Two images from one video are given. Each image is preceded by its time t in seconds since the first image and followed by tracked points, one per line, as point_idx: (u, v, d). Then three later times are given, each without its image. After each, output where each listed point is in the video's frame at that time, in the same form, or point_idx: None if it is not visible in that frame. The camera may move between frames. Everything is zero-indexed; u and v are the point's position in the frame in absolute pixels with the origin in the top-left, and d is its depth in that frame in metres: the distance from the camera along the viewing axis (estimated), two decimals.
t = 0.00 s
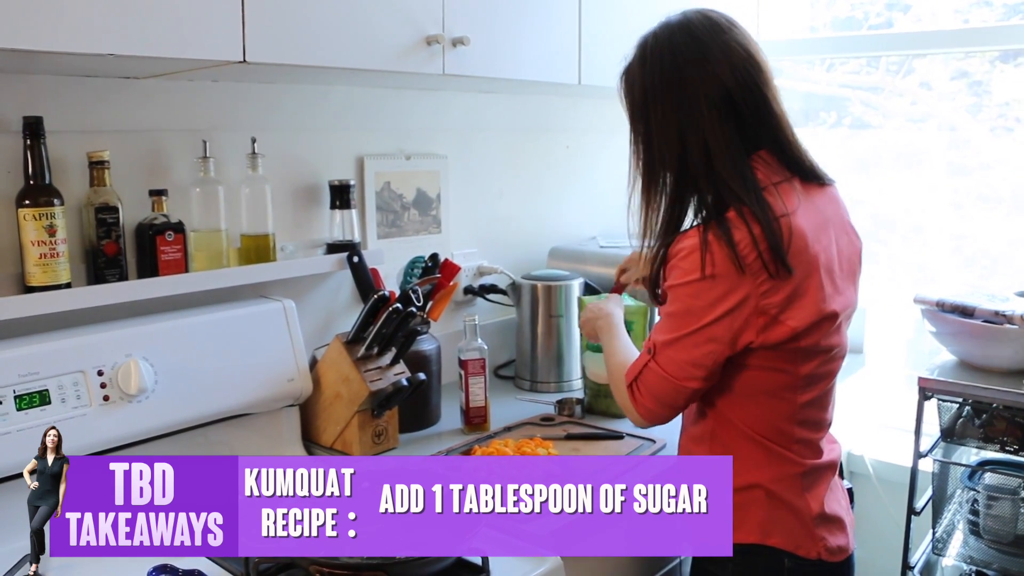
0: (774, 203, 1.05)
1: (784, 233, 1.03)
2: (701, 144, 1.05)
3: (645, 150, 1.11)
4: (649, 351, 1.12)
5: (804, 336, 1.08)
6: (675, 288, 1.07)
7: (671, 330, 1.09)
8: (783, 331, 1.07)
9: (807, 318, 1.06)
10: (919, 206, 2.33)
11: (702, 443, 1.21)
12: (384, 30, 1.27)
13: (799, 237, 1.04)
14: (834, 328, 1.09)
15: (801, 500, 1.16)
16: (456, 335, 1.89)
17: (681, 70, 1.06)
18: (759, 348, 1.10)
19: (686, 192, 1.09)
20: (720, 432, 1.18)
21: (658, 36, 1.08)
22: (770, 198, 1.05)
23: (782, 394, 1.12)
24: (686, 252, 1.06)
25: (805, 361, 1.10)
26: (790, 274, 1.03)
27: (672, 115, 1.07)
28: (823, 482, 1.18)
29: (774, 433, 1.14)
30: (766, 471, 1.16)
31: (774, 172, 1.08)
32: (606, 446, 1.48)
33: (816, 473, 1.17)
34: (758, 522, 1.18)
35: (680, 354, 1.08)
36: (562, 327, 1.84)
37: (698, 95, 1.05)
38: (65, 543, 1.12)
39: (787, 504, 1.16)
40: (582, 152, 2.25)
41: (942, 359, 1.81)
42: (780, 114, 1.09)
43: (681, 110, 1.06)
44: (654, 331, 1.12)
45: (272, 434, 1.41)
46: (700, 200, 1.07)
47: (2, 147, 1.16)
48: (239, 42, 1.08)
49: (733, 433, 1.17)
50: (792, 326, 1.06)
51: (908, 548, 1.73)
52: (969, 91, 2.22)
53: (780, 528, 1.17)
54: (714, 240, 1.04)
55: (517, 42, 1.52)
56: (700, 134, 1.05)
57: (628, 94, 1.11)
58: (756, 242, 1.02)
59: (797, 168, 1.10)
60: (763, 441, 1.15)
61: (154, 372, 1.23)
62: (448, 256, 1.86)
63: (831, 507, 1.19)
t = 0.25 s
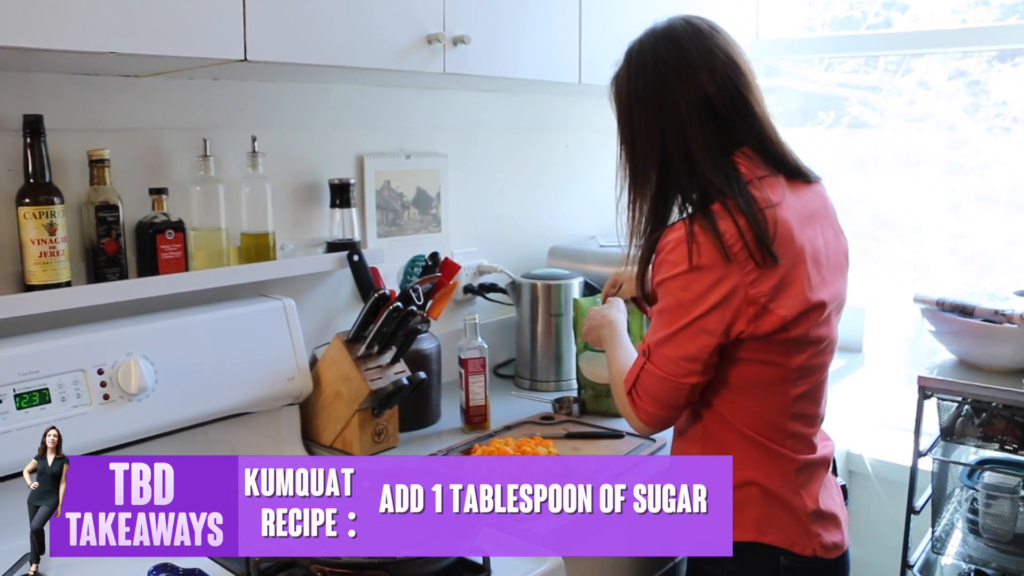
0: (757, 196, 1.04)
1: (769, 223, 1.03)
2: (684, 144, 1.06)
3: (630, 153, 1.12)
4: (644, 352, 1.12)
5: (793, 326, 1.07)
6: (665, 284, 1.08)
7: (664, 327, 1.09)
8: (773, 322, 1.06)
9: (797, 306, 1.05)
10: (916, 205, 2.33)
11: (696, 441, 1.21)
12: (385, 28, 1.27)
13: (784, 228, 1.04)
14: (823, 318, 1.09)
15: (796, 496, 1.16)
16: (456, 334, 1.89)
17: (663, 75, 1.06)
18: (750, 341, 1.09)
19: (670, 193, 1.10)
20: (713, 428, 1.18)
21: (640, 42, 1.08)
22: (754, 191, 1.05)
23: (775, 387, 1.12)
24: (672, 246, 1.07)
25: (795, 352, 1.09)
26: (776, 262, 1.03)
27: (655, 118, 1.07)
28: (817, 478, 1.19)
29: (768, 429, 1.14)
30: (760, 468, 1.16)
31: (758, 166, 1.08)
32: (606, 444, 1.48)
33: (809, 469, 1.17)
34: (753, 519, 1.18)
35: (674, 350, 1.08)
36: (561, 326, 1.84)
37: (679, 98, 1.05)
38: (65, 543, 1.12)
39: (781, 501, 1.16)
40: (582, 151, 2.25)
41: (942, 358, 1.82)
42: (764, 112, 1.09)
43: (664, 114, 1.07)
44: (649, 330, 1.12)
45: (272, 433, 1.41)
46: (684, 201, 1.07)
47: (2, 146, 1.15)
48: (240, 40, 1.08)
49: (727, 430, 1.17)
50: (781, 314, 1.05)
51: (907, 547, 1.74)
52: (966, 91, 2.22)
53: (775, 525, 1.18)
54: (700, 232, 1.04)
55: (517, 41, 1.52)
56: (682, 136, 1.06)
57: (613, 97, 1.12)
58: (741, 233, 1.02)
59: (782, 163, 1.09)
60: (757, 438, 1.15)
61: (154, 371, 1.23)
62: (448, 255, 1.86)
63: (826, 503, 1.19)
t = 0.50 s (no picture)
0: (742, 196, 1.04)
1: (754, 221, 1.03)
2: (670, 147, 1.06)
3: (616, 157, 1.12)
4: (638, 354, 1.13)
5: (781, 324, 1.07)
6: (654, 286, 1.08)
7: (654, 329, 1.10)
8: (762, 321, 1.06)
9: (785, 304, 1.05)
10: (914, 206, 2.33)
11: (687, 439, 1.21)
12: (387, 27, 1.27)
13: (770, 226, 1.04)
14: (811, 316, 1.08)
15: (787, 495, 1.16)
16: (456, 333, 1.89)
17: (648, 80, 1.07)
18: (740, 339, 1.09)
19: (656, 196, 1.11)
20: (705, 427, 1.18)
21: (627, 46, 1.09)
22: (738, 190, 1.05)
23: (765, 386, 1.12)
24: (659, 247, 1.07)
25: (784, 350, 1.09)
26: (763, 260, 1.03)
27: (639, 122, 1.08)
28: (808, 476, 1.19)
29: (758, 428, 1.14)
30: (751, 468, 1.16)
31: (743, 166, 1.08)
32: (606, 443, 1.49)
33: (801, 468, 1.18)
34: (745, 518, 1.19)
35: (666, 352, 1.09)
36: (561, 325, 1.84)
37: (664, 102, 1.06)
38: (65, 543, 1.13)
39: (773, 500, 1.17)
40: (582, 151, 2.25)
41: (941, 359, 1.82)
42: (749, 113, 1.09)
43: (649, 117, 1.07)
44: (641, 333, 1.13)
45: (272, 431, 1.41)
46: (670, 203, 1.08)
47: (3, 143, 1.15)
48: (242, 38, 1.07)
49: (718, 430, 1.17)
50: (769, 312, 1.05)
51: (906, 547, 1.74)
52: (964, 92, 2.22)
53: (766, 524, 1.18)
54: (686, 233, 1.04)
55: (519, 40, 1.52)
56: (666, 139, 1.06)
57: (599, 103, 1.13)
58: (727, 232, 1.02)
59: (768, 163, 1.09)
60: (748, 437, 1.15)
61: (154, 370, 1.23)
62: (448, 254, 1.86)
63: (817, 502, 1.19)
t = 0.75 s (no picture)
0: (732, 196, 1.04)
1: (744, 221, 1.03)
2: (660, 148, 1.07)
3: (606, 158, 1.13)
4: (630, 355, 1.13)
5: (771, 322, 1.06)
6: (646, 287, 1.08)
7: (646, 329, 1.10)
8: (753, 320, 1.06)
9: (775, 304, 1.05)
10: (912, 207, 2.33)
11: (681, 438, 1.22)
12: (387, 26, 1.27)
13: (760, 225, 1.04)
14: (802, 315, 1.08)
15: (783, 495, 1.16)
16: (455, 332, 1.89)
17: (637, 81, 1.07)
18: (731, 338, 1.09)
19: (646, 196, 1.11)
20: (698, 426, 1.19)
21: (616, 49, 1.10)
22: (728, 190, 1.05)
23: (757, 385, 1.12)
24: (649, 248, 1.07)
25: (776, 349, 1.09)
26: (753, 260, 1.03)
27: (628, 123, 1.08)
28: (803, 475, 1.19)
29: (751, 427, 1.15)
30: (745, 467, 1.16)
31: (733, 166, 1.08)
32: (606, 443, 1.49)
33: (796, 467, 1.17)
34: (740, 517, 1.19)
35: (658, 352, 1.09)
36: (560, 325, 1.84)
37: (653, 103, 1.06)
38: (65, 543, 1.12)
39: (768, 500, 1.17)
40: (581, 150, 2.25)
41: (940, 359, 1.82)
42: (739, 113, 1.09)
43: (638, 118, 1.08)
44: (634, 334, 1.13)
45: (272, 430, 1.41)
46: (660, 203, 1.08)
47: (3, 141, 1.15)
48: (243, 37, 1.07)
49: (712, 429, 1.17)
50: (759, 311, 1.05)
51: (905, 547, 1.74)
52: (962, 92, 2.22)
53: (762, 523, 1.18)
54: (676, 233, 1.04)
55: (519, 39, 1.52)
56: (655, 140, 1.07)
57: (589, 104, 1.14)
58: (716, 232, 1.02)
59: (758, 162, 1.09)
60: (741, 437, 1.15)
61: (154, 369, 1.23)
62: (447, 253, 1.86)
63: (813, 502, 1.19)
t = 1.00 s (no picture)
0: (731, 195, 1.04)
1: (743, 220, 1.03)
2: (660, 146, 1.07)
3: (608, 155, 1.13)
4: (629, 351, 1.14)
5: (770, 322, 1.06)
6: (645, 284, 1.09)
7: (645, 326, 1.10)
8: (752, 319, 1.06)
9: (774, 303, 1.05)
10: (911, 206, 2.34)
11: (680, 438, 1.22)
12: (388, 26, 1.27)
13: (759, 225, 1.04)
14: (802, 315, 1.08)
15: (782, 495, 1.16)
16: (455, 332, 1.89)
17: (640, 78, 1.07)
18: (731, 336, 1.09)
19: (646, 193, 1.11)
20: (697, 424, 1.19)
21: (619, 47, 1.10)
22: (728, 190, 1.05)
23: (756, 384, 1.12)
24: (649, 245, 1.08)
25: (775, 349, 1.09)
26: (751, 259, 1.03)
27: (630, 120, 1.09)
28: (803, 475, 1.19)
29: (751, 428, 1.15)
30: (744, 467, 1.17)
31: (734, 165, 1.08)
32: (606, 442, 1.49)
33: (796, 467, 1.17)
34: (740, 517, 1.19)
35: (656, 350, 1.10)
36: (560, 324, 1.84)
37: (655, 101, 1.07)
38: (66, 543, 1.13)
39: (767, 500, 1.17)
40: (580, 150, 2.25)
41: (940, 358, 1.82)
42: (742, 112, 1.09)
43: (640, 115, 1.08)
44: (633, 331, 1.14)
45: (272, 431, 1.41)
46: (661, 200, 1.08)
47: (4, 141, 1.15)
48: (244, 38, 1.07)
49: (711, 428, 1.18)
50: (758, 310, 1.05)
51: (905, 546, 1.74)
52: (960, 92, 2.23)
53: (761, 523, 1.18)
54: (675, 231, 1.05)
55: (519, 39, 1.52)
56: (658, 138, 1.07)
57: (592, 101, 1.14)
58: (715, 230, 1.02)
59: (760, 162, 1.09)
60: (741, 436, 1.15)
61: (154, 369, 1.22)
62: (447, 253, 1.86)
63: (813, 502, 1.19)
